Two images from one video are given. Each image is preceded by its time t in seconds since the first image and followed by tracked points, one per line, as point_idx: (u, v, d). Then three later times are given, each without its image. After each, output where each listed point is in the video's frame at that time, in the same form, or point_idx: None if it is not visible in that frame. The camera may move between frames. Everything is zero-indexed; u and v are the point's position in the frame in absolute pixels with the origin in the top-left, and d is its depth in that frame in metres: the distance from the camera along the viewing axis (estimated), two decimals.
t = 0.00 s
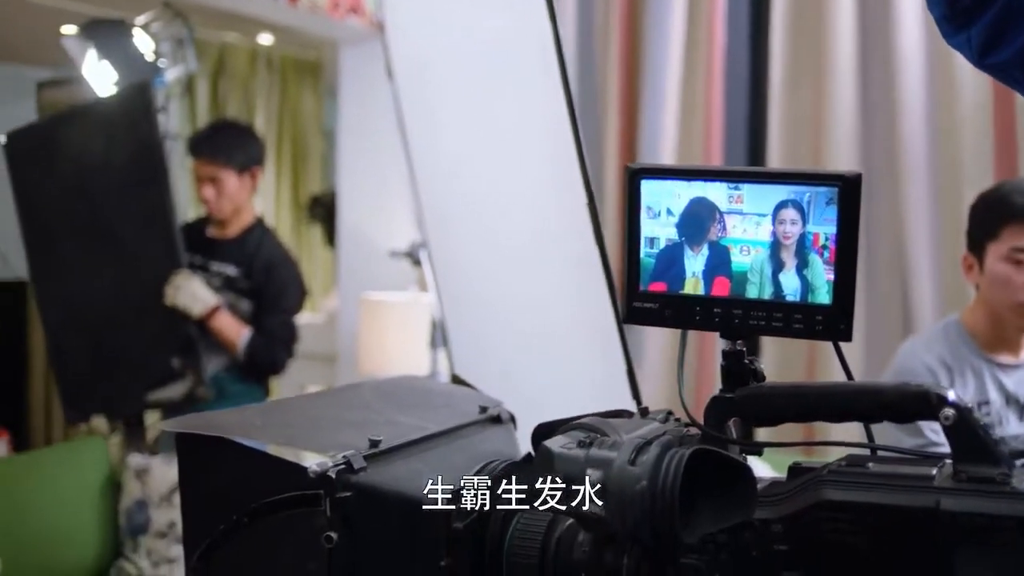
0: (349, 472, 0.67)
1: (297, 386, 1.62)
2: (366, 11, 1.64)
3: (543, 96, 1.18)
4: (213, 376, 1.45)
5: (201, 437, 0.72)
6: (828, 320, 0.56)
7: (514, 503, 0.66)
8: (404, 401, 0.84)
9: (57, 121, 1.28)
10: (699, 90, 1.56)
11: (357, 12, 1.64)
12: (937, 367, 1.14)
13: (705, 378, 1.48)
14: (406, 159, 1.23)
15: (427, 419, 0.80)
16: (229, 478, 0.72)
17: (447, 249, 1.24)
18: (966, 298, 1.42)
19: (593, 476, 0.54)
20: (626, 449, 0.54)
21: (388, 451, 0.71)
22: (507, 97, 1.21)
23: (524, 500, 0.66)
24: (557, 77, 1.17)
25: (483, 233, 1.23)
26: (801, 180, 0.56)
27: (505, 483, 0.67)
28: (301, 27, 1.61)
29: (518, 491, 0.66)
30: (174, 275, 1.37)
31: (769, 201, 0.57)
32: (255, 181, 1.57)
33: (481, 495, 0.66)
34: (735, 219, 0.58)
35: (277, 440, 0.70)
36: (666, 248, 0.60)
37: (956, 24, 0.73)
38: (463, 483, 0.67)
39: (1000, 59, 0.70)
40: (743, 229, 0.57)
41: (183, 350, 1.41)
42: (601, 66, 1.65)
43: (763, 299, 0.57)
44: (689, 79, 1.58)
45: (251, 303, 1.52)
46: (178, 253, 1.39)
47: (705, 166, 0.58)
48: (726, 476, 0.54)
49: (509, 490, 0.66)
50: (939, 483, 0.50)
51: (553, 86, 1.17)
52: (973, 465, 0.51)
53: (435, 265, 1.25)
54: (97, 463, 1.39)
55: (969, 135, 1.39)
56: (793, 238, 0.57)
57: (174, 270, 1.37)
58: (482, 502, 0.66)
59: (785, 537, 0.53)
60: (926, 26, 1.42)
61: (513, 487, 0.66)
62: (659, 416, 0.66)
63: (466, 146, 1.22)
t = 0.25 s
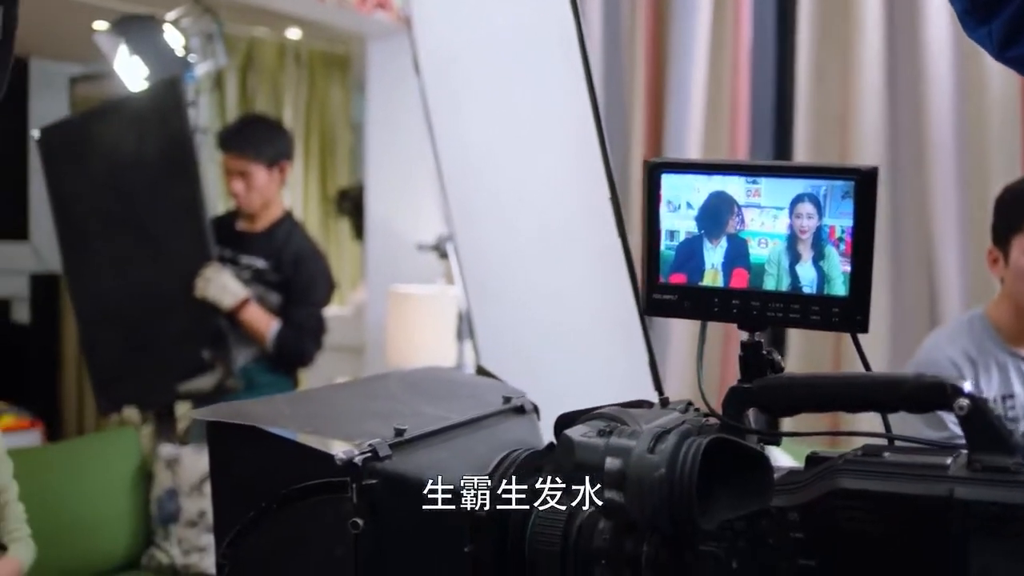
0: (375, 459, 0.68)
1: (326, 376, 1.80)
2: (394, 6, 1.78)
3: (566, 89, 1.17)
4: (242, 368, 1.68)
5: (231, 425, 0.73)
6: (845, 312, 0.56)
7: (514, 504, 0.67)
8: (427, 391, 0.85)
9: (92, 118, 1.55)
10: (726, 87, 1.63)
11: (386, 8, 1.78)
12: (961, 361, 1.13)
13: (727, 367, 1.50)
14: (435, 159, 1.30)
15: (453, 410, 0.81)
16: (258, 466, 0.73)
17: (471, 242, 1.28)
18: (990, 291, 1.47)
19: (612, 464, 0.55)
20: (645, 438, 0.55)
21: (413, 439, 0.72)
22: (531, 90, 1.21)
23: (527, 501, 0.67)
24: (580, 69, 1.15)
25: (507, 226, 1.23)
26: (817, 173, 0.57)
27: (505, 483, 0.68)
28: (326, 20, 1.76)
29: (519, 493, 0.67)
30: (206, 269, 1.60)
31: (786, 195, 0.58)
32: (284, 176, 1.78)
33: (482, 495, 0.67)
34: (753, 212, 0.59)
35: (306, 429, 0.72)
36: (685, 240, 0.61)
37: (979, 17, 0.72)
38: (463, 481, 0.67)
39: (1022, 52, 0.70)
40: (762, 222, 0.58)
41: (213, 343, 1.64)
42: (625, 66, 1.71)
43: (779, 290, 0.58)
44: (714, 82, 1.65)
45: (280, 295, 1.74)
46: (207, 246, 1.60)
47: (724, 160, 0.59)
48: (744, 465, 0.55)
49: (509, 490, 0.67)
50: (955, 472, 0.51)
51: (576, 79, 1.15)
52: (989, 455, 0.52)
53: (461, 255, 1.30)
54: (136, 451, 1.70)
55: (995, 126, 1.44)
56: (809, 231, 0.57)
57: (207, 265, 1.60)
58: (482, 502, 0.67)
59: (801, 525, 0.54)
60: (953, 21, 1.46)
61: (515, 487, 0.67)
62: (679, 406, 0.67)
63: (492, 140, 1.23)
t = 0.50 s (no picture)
0: (400, 446, 0.70)
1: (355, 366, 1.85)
2: None
3: (588, 81, 1.20)
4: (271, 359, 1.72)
5: (259, 410, 0.75)
6: (861, 302, 0.57)
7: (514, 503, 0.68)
8: (452, 380, 0.86)
9: (122, 112, 1.61)
10: (751, 87, 1.64)
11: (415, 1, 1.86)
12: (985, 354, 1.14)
13: (751, 359, 1.54)
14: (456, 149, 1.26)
15: (475, 398, 0.83)
16: (284, 450, 0.75)
17: (500, 230, 1.24)
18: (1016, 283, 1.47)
19: (631, 451, 0.57)
20: (663, 425, 0.57)
21: (438, 426, 0.74)
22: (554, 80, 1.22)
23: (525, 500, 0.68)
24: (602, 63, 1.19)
25: (531, 219, 1.23)
26: (832, 166, 0.58)
27: (505, 483, 0.68)
28: (356, 14, 1.87)
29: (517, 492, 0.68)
30: (234, 260, 1.65)
31: (803, 187, 0.59)
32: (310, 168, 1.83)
33: (481, 495, 0.68)
34: (771, 204, 0.61)
35: (333, 416, 0.73)
36: (703, 232, 0.62)
37: (998, 10, 0.73)
38: (463, 481, 0.69)
39: None
40: (778, 213, 0.60)
41: (242, 333, 1.69)
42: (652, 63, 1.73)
43: (796, 280, 0.59)
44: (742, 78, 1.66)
45: (307, 286, 1.78)
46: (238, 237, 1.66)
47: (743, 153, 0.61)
48: (760, 451, 0.56)
49: (509, 490, 0.68)
50: (968, 459, 0.53)
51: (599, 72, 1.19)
52: (1001, 442, 0.52)
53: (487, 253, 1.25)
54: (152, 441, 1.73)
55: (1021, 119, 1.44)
56: (825, 223, 0.59)
57: (235, 254, 1.65)
58: (482, 502, 0.68)
59: (816, 510, 0.56)
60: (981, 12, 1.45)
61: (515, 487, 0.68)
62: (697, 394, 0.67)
63: (518, 128, 1.23)
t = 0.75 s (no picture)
0: (419, 436, 0.71)
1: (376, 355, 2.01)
2: None
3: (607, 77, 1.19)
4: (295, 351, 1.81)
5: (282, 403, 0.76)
6: (873, 295, 0.58)
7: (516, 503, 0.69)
8: (472, 373, 0.87)
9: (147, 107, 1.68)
10: (772, 79, 1.64)
11: None
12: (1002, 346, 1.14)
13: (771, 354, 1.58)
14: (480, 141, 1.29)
15: (494, 389, 0.84)
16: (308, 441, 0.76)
17: (519, 220, 1.27)
18: None
19: (646, 442, 0.58)
20: (678, 416, 0.57)
21: (457, 418, 0.74)
22: (574, 75, 1.22)
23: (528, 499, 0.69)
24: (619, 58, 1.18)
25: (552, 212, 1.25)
26: (846, 160, 0.60)
27: (505, 483, 0.69)
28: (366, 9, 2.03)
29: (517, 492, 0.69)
30: (257, 254, 1.67)
31: (816, 182, 0.61)
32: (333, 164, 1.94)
33: (482, 495, 0.69)
34: (785, 198, 0.62)
35: (356, 408, 0.74)
36: (718, 226, 0.63)
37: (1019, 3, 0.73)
38: (463, 481, 0.70)
39: None
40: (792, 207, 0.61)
41: (266, 328, 1.73)
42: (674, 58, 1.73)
43: (809, 274, 0.60)
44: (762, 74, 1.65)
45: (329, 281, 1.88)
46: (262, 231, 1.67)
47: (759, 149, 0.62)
48: (774, 441, 0.57)
49: (509, 490, 0.69)
50: (979, 451, 0.53)
51: (616, 67, 1.18)
52: (1013, 434, 0.53)
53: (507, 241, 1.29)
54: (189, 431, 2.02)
55: None
56: (838, 218, 0.60)
57: (258, 249, 1.67)
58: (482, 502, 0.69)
59: (829, 502, 0.56)
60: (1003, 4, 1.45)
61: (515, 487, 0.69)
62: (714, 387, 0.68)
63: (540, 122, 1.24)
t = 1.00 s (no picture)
0: (440, 429, 0.72)
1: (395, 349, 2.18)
2: None
3: (626, 76, 1.21)
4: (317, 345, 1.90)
5: (305, 396, 0.78)
6: (886, 291, 0.59)
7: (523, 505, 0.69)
8: (492, 367, 0.89)
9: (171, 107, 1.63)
10: (794, 75, 1.68)
11: None
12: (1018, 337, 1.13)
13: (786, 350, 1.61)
14: (499, 136, 1.27)
15: (513, 382, 0.85)
16: (330, 434, 0.78)
17: (540, 217, 1.24)
18: None
19: (661, 434, 0.59)
20: (692, 409, 0.58)
21: (476, 411, 0.76)
22: (592, 73, 1.23)
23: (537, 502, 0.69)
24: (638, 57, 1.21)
25: (574, 208, 1.25)
26: (860, 157, 0.61)
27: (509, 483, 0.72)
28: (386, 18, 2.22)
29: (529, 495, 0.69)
30: (281, 251, 1.72)
31: (830, 177, 0.62)
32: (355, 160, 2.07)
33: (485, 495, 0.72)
34: (799, 195, 0.64)
35: (377, 400, 0.75)
36: (733, 221, 0.65)
37: None
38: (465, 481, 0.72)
39: None
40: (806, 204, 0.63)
41: (289, 322, 1.80)
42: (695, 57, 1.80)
43: (823, 269, 0.60)
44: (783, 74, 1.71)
45: (352, 277, 1.99)
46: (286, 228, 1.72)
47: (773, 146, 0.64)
48: (787, 433, 0.59)
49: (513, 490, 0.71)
50: (990, 445, 0.54)
51: (633, 67, 1.21)
52: None
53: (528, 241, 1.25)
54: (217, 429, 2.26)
55: None
56: (850, 214, 0.62)
57: (282, 246, 1.72)
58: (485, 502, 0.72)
59: (842, 493, 0.57)
60: None
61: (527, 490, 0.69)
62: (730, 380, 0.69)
63: (560, 117, 1.24)
